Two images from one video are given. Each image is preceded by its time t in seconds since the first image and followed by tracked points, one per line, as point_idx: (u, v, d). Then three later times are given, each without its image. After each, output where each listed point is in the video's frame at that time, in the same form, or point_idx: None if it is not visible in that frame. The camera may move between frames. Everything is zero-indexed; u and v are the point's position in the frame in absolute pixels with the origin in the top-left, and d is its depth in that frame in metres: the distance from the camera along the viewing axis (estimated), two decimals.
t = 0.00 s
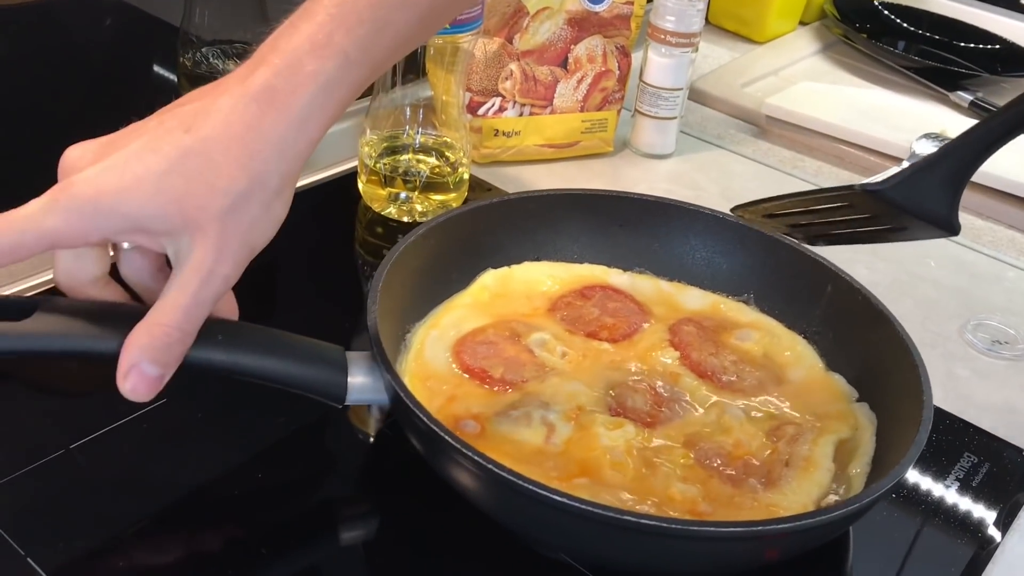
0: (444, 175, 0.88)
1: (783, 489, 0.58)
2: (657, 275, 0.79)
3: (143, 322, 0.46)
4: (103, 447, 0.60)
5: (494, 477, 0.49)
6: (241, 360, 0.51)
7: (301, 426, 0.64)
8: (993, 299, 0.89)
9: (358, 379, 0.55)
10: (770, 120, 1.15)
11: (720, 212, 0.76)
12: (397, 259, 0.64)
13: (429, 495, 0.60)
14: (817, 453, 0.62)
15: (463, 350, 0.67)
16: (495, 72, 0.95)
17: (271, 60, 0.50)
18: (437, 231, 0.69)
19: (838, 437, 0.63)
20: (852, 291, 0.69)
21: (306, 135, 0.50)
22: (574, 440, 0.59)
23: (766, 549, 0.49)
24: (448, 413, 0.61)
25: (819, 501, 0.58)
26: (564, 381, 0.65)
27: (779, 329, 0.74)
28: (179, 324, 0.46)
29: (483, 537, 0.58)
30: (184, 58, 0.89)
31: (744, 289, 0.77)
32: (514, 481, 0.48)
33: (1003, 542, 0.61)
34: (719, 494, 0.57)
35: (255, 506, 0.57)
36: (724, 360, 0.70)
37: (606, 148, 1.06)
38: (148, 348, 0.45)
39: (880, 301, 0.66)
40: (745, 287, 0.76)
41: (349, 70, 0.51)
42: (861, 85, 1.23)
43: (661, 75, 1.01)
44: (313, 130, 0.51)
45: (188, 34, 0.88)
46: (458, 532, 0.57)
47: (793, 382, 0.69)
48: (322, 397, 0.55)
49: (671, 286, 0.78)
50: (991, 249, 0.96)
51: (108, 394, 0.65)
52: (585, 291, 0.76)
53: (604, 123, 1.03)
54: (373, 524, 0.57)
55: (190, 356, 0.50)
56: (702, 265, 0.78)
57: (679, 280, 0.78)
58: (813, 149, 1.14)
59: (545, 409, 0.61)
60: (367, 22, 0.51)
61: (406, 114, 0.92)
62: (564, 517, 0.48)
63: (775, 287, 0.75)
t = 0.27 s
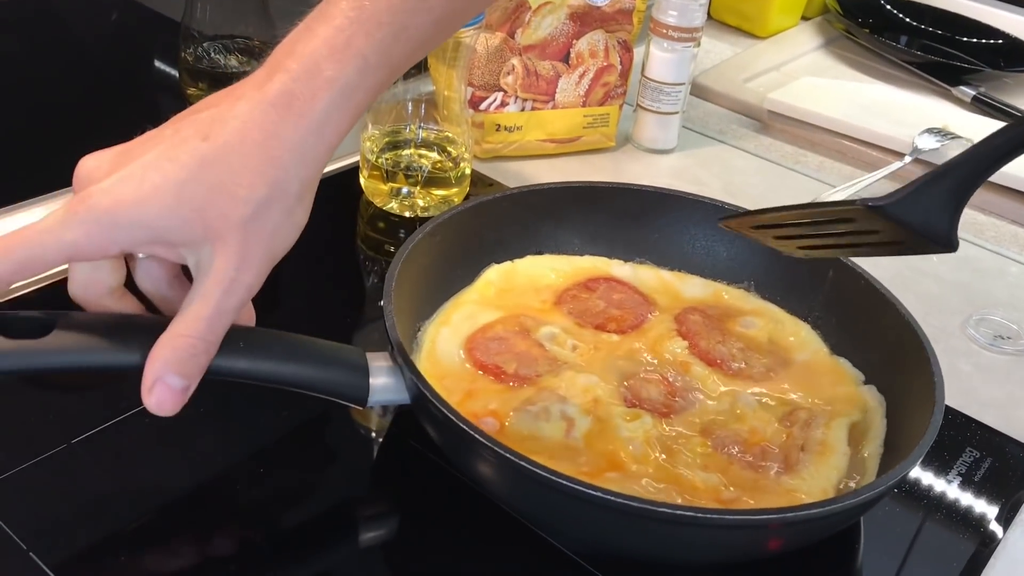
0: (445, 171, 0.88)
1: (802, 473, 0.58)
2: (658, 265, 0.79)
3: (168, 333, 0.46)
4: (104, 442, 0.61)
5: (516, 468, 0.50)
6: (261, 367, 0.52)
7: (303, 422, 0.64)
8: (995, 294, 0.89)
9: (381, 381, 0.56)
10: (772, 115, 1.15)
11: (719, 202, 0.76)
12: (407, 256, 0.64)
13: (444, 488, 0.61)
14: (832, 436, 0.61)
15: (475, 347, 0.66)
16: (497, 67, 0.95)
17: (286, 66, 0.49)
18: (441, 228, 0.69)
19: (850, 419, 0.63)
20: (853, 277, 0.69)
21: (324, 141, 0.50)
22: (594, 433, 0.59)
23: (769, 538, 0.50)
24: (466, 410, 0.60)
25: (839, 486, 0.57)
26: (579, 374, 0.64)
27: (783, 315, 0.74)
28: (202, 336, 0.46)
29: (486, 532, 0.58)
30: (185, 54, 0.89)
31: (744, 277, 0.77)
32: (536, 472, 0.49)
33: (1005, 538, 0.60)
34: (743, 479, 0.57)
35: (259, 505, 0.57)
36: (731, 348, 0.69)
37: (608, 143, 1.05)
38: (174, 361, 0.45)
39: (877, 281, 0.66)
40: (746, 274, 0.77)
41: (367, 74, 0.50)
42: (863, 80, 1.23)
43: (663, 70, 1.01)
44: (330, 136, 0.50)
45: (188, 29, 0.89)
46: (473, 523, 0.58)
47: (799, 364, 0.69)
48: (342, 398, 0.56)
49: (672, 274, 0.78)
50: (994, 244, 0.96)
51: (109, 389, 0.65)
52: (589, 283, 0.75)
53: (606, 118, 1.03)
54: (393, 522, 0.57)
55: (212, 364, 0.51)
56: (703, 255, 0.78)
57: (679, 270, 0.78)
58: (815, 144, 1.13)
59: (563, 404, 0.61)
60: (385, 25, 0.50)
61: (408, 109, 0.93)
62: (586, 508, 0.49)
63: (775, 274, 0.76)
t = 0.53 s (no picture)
0: (446, 164, 0.88)
1: (805, 466, 0.57)
2: (659, 258, 0.79)
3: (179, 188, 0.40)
4: (104, 436, 0.60)
5: (516, 461, 0.50)
6: (258, 360, 0.52)
7: (303, 416, 0.64)
8: (998, 288, 0.88)
9: (381, 374, 0.56)
10: (774, 108, 1.14)
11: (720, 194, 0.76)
12: (408, 249, 0.64)
13: (445, 482, 0.60)
14: (835, 430, 0.61)
15: (477, 341, 0.66)
16: (498, 60, 0.95)
17: None
18: (442, 222, 0.69)
19: (853, 413, 0.63)
20: (856, 269, 0.69)
21: None
22: (595, 426, 0.59)
23: (770, 532, 0.50)
24: (467, 404, 0.60)
25: (841, 479, 0.57)
26: (580, 367, 0.64)
27: (785, 308, 0.74)
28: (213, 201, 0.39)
29: (487, 526, 0.57)
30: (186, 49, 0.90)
31: (747, 270, 0.77)
32: (537, 465, 0.49)
33: (1008, 531, 0.60)
34: (744, 473, 0.57)
35: (260, 501, 0.57)
36: (733, 341, 0.69)
37: (609, 137, 1.05)
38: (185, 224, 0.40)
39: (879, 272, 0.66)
40: (748, 268, 0.77)
41: None
42: (865, 73, 1.22)
43: (665, 63, 1.01)
44: None
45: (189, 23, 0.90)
46: (474, 516, 0.58)
47: (803, 359, 0.69)
48: (342, 392, 0.56)
49: (673, 266, 0.78)
50: (997, 238, 0.96)
51: (109, 383, 0.65)
52: (590, 276, 0.75)
53: (608, 111, 1.02)
54: (394, 517, 0.57)
55: (210, 358, 0.51)
56: (705, 248, 0.78)
57: (680, 263, 0.79)
58: (817, 138, 1.13)
59: (564, 397, 0.60)
60: None
61: (409, 103, 0.93)
62: (587, 502, 0.49)
63: (776, 266, 0.76)
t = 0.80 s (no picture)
0: (444, 160, 0.88)
1: (802, 462, 0.57)
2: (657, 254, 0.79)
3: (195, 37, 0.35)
4: (102, 432, 0.60)
5: (511, 455, 0.50)
6: (253, 356, 0.52)
7: (301, 412, 0.64)
8: (996, 283, 0.88)
9: (377, 370, 0.56)
10: (773, 104, 1.14)
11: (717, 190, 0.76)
12: (405, 243, 0.64)
13: (442, 478, 0.60)
14: (832, 425, 0.61)
15: (474, 336, 0.66)
16: (496, 56, 0.94)
17: None
18: (439, 219, 0.69)
19: (849, 409, 0.63)
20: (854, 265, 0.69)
21: None
22: (592, 421, 0.59)
23: (766, 527, 0.50)
24: (463, 400, 0.60)
25: (837, 474, 0.57)
26: (576, 363, 0.64)
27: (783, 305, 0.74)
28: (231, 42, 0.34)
29: (485, 521, 0.57)
30: (183, 44, 0.90)
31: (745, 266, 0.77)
32: (531, 460, 0.49)
33: (1006, 526, 0.60)
34: (741, 468, 0.57)
35: (257, 497, 0.57)
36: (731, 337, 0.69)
37: (607, 133, 1.05)
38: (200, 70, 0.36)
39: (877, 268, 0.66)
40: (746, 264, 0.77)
41: None
42: (865, 69, 1.22)
43: (663, 59, 1.01)
44: None
45: (187, 20, 0.89)
46: (471, 512, 0.58)
47: (801, 354, 0.69)
48: (338, 387, 0.56)
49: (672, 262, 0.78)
50: (995, 233, 0.96)
51: (107, 379, 0.65)
52: (587, 272, 0.75)
53: (606, 107, 1.02)
54: (391, 512, 0.57)
55: (206, 354, 0.52)
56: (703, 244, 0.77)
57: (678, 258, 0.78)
58: (816, 133, 1.13)
59: (560, 393, 0.60)
60: None
61: (407, 99, 0.91)
62: (583, 497, 0.49)
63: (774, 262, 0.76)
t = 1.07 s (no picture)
0: (444, 158, 0.88)
1: (801, 460, 0.57)
2: (657, 252, 0.79)
3: None
4: (101, 430, 0.60)
5: (509, 453, 0.50)
6: (253, 354, 0.52)
7: (300, 409, 0.64)
8: (997, 281, 0.88)
9: (376, 368, 0.56)
10: (774, 101, 1.14)
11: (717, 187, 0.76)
12: (405, 241, 0.64)
13: (442, 476, 0.60)
14: (831, 422, 0.61)
15: (473, 334, 0.66)
16: (496, 54, 0.94)
17: None
18: (439, 216, 0.69)
19: (849, 406, 0.63)
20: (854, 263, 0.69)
21: None
22: (591, 419, 0.59)
23: (766, 524, 0.50)
24: (462, 397, 0.60)
25: (837, 471, 0.57)
26: (576, 361, 0.64)
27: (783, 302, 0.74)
28: None
29: (484, 518, 0.57)
30: (183, 41, 0.90)
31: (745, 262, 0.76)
32: (530, 457, 0.49)
33: (1005, 523, 0.60)
34: (740, 465, 0.57)
35: (256, 494, 0.57)
36: (731, 334, 0.69)
37: (608, 130, 1.05)
38: None
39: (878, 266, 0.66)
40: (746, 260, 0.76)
41: None
42: (866, 66, 1.22)
43: (663, 57, 1.00)
44: None
45: (188, 16, 0.90)
46: (470, 509, 0.58)
47: (800, 352, 0.69)
48: (337, 385, 0.56)
49: (672, 260, 0.78)
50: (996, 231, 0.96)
51: (106, 377, 0.65)
52: (588, 270, 0.75)
53: (607, 105, 1.02)
54: (390, 510, 0.57)
55: (206, 351, 0.52)
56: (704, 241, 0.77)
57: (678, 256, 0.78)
58: (817, 130, 1.13)
59: (560, 390, 0.60)
60: None
61: (406, 96, 0.91)
62: (582, 494, 0.49)
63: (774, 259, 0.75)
